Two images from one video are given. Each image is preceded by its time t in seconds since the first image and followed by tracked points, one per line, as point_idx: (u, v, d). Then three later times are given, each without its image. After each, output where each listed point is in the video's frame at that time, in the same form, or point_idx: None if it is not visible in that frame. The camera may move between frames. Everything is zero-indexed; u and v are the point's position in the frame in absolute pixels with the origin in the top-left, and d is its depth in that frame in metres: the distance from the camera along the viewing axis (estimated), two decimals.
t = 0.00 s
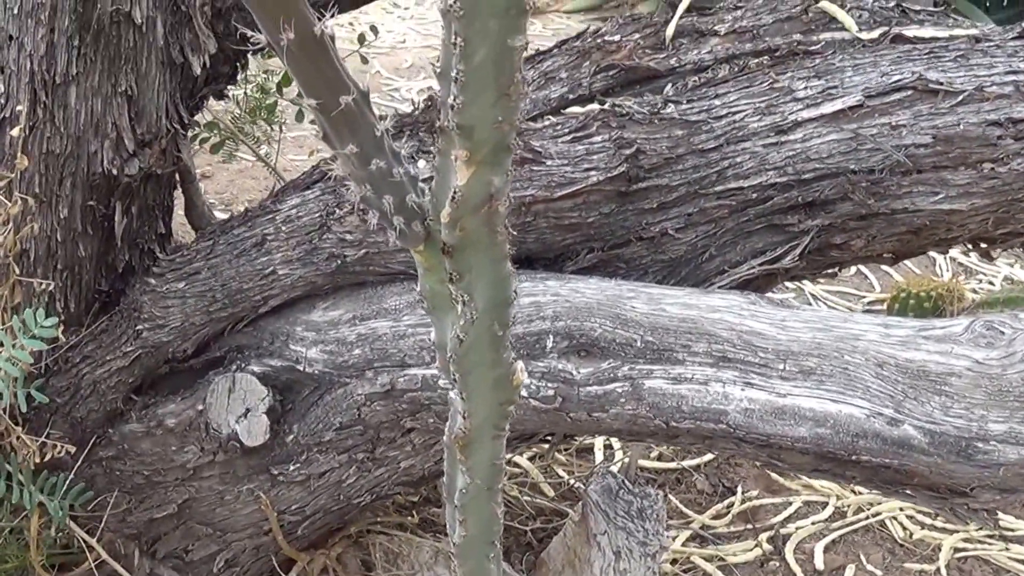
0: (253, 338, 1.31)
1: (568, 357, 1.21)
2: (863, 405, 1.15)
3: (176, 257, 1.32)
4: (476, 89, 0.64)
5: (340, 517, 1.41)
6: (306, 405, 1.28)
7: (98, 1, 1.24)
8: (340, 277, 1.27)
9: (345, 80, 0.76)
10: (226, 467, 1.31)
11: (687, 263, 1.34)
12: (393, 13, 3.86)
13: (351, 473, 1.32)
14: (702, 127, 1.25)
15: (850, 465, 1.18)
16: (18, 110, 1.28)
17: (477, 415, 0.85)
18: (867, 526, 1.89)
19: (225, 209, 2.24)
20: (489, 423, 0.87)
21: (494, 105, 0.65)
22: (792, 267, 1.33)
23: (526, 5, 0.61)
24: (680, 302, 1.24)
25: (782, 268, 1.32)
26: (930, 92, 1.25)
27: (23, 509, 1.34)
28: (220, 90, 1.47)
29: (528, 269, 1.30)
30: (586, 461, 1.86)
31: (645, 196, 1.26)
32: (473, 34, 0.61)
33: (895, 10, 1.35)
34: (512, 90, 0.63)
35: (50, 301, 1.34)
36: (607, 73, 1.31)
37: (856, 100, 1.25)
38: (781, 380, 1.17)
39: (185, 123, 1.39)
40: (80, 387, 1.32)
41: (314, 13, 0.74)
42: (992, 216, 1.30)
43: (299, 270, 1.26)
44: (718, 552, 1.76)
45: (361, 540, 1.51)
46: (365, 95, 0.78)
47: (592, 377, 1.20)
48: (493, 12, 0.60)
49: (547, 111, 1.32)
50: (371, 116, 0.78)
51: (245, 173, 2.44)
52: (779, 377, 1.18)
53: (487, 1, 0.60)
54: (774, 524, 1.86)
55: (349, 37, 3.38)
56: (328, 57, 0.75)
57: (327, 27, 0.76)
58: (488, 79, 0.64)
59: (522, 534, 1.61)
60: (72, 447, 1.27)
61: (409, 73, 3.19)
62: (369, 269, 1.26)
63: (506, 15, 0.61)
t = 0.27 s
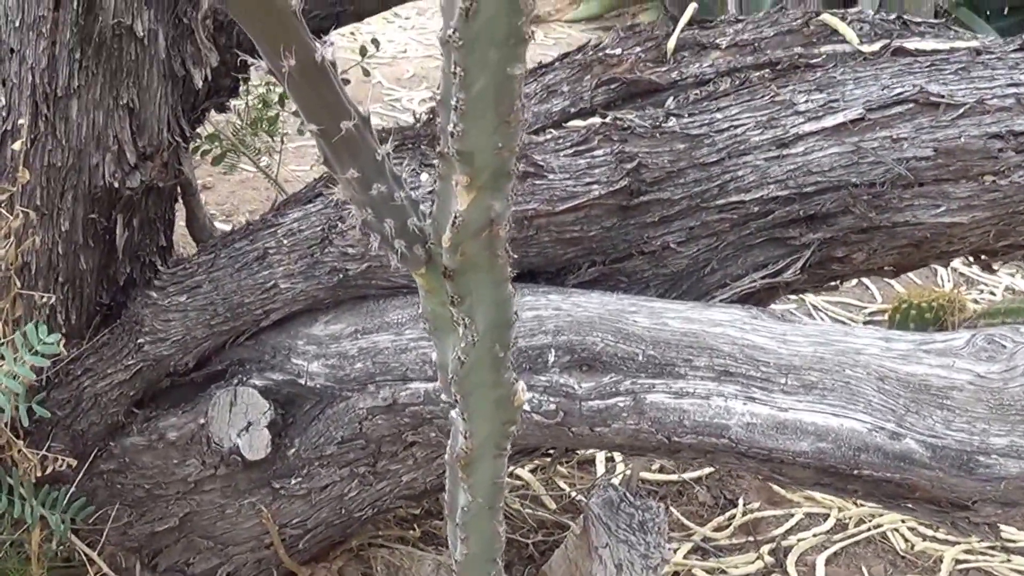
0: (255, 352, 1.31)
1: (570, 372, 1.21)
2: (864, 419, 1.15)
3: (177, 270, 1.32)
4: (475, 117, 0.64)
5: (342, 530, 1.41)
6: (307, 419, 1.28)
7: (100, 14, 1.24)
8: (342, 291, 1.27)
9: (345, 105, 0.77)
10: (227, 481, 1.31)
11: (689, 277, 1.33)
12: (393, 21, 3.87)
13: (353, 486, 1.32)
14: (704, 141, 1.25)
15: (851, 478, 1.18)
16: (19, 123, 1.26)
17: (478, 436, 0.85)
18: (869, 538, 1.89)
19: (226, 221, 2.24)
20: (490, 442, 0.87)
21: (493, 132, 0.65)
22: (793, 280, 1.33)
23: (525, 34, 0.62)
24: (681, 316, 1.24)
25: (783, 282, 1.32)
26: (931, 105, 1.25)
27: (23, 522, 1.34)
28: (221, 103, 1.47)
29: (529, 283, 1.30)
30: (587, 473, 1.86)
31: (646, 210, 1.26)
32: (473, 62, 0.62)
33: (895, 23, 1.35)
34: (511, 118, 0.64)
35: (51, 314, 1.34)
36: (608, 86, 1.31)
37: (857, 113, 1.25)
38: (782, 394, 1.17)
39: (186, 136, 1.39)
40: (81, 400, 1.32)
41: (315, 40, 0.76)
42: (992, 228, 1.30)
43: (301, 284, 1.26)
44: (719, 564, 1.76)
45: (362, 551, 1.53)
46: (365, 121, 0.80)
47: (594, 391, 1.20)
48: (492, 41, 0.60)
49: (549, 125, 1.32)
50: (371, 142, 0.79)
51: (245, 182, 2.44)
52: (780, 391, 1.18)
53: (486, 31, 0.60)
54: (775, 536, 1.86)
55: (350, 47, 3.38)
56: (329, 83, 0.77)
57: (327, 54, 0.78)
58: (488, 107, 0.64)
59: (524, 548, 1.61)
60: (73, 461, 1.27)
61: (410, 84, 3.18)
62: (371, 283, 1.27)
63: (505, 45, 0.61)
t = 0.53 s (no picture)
0: (256, 365, 1.31)
1: (572, 386, 1.21)
2: (866, 434, 1.15)
3: (178, 283, 1.32)
4: (479, 138, 0.64)
5: (343, 544, 1.41)
6: (309, 433, 1.28)
7: (101, 27, 1.24)
8: (343, 305, 1.27)
9: (349, 125, 0.78)
10: (228, 494, 1.31)
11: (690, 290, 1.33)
12: (393, 29, 3.87)
13: (354, 500, 1.32)
14: (705, 155, 1.25)
15: (853, 493, 1.18)
16: (20, 136, 1.26)
17: (480, 454, 0.84)
18: (870, 550, 1.89)
19: (227, 232, 2.24)
20: (493, 461, 0.86)
21: (497, 154, 0.64)
22: (795, 293, 1.32)
23: (529, 56, 0.61)
24: (683, 330, 1.24)
25: (785, 295, 1.32)
26: (932, 118, 1.25)
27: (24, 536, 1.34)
28: (222, 115, 1.47)
29: (531, 297, 1.30)
30: (588, 485, 1.85)
31: (648, 224, 1.26)
32: (476, 84, 0.62)
33: (897, 35, 1.35)
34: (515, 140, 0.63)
35: (52, 327, 1.33)
36: (610, 100, 1.31)
37: (859, 127, 1.25)
38: (784, 409, 1.17)
39: (187, 149, 1.39)
40: (82, 413, 1.32)
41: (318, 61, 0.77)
42: (994, 240, 1.29)
43: (302, 298, 1.26)
44: None
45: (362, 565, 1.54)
46: (369, 142, 0.80)
47: (596, 406, 1.20)
48: (495, 64, 0.60)
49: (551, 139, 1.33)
50: (375, 162, 0.79)
51: (246, 192, 2.43)
52: (782, 406, 1.17)
53: (489, 53, 0.60)
54: (777, 549, 1.86)
55: (351, 58, 3.37)
56: (332, 103, 0.77)
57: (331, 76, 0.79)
58: (491, 129, 0.64)
59: (525, 561, 1.61)
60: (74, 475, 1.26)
61: (410, 95, 3.18)
62: (372, 297, 1.26)
63: (509, 67, 0.61)
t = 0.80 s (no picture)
0: (257, 379, 1.31)
1: (574, 401, 1.21)
2: (869, 447, 1.15)
3: (180, 296, 1.32)
4: (490, 157, 0.65)
5: (344, 557, 1.41)
6: (310, 447, 1.28)
7: (103, 40, 1.24)
8: (344, 318, 1.27)
9: (357, 143, 0.77)
10: (230, 508, 1.31)
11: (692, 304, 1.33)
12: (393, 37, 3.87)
13: (356, 513, 1.32)
14: (707, 169, 1.26)
15: (855, 506, 1.18)
16: (21, 149, 1.26)
17: (486, 471, 0.84)
18: (871, 562, 1.89)
19: (228, 245, 2.24)
20: (499, 478, 0.86)
21: (507, 173, 0.65)
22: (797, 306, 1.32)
23: (541, 76, 0.62)
24: (685, 344, 1.24)
25: (787, 308, 1.32)
26: (934, 131, 1.25)
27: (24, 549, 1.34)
28: (224, 128, 1.47)
29: (533, 311, 1.30)
30: (588, 497, 1.85)
31: (649, 237, 1.26)
32: (488, 103, 0.63)
33: (897, 47, 1.35)
34: (526, 158, 0.64)
35: (53, 339, 1.33)
36: (611, 113, 1.32)
37: (860, 140, 1.25)
38: (787, 423, 1.17)
39: (188, 162, 1.39)
40: (82, 426, 1.32)
41: (326, 79, 0.76)
42: (995, 253, 1.29)
43: (303, 311, 1.26)
44: None
45: None
46: (377, 158, 0.80)
47: (598, 420, 1.20)
48: (509, 82, 0.61)
49: (552, 152, 1.34)
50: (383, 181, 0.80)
51: (246, 202, 2.43)
52: (785, 420, 1.17)
53: (502, 72, 0.61)
54: (778, 561, 1.86)
55: (350, 70, 3.38)
56: (341, 120, 0.77)
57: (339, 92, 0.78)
58: (503, 147, 0.65)
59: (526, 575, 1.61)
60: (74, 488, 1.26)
61: (410, 107, 3.18)
62: (374, 310, 1.26)
63: (521, 86, 0.62)
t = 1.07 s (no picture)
0: (259, 393, 1.31)
1: (575, 414, 1.21)
2: (871, 461, 1.15)
3: (181, 310, 1.32)
4: (494, 170, 0.65)
5: (345, 571, 1.41)
6: (311, 460, 1.28)
7: (104, 54, 1.25)
8: (346, 332, 1.27)
9: (360, 158, 0.75)
10: (231, 521, 1.31)
11: (693, 317, 1.33)
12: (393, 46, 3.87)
13: (357, 527, 1.32)
14: (708, 182, 1.26)
15: (857, 520, 1.17)
16: (22, 163, 1.25)
17: (488, 486, 0.84)
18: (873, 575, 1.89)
19: (228, 258, 2.23)
20: (501, 493, 0.86)
21: (511, 187, 0.66)
22: (799, 319, 1.32)
23: (545, 90, 0.63)
24: (687, 358, 1.24)
25: (788, 321, 1.32)
26: (935, 143, 1.25)
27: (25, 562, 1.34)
28: (225, 141, 1.47)
29: (534, 324, 1.30)
30: (589, 510, 1.85)
31: (651, 251, 1.27)
32: (492, 117, 0.63)
33: (898, 60, 1.35)
34: (530, 172, 0.64)
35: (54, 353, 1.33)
36: (613, 127, 1.32)
37: (861, 153, 1.25)
38: (789, 436, 1.17)
39: (190, 176, 1.40)
40: (84, 439, 1.32)
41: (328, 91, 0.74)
42: (997, 265, 1.29)
43: (304, 325, 1.26)
44: None
45: None
46: (379, 172, 0.78)
47: (599, 434, 1.20)
48: (513, 96, 0.61)
49: (553, 165, 1.34)
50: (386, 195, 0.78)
51: (246, 213, 2.43)
52: (787, 433, 1.17)
53: (506, 85, 0.61)
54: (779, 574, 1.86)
55: (351, 81, 3.38)
56: (344, 135, 0.75)
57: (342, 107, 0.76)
58: (506, 161, 0.65)
59: None
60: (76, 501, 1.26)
61: (410, 119, 3.18)
62: (375, 324, 1.26)
63: (525, 99, 0.62)
